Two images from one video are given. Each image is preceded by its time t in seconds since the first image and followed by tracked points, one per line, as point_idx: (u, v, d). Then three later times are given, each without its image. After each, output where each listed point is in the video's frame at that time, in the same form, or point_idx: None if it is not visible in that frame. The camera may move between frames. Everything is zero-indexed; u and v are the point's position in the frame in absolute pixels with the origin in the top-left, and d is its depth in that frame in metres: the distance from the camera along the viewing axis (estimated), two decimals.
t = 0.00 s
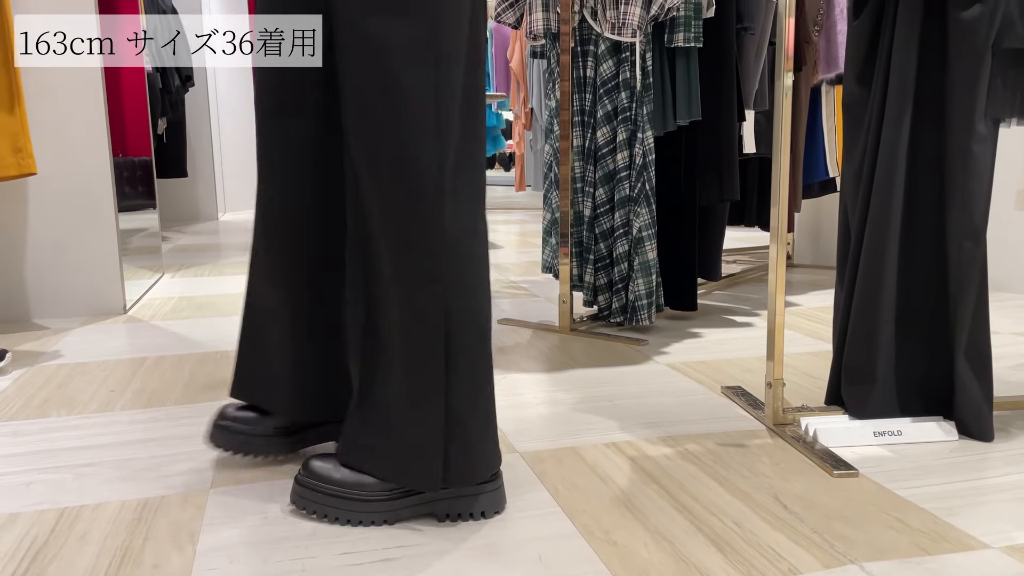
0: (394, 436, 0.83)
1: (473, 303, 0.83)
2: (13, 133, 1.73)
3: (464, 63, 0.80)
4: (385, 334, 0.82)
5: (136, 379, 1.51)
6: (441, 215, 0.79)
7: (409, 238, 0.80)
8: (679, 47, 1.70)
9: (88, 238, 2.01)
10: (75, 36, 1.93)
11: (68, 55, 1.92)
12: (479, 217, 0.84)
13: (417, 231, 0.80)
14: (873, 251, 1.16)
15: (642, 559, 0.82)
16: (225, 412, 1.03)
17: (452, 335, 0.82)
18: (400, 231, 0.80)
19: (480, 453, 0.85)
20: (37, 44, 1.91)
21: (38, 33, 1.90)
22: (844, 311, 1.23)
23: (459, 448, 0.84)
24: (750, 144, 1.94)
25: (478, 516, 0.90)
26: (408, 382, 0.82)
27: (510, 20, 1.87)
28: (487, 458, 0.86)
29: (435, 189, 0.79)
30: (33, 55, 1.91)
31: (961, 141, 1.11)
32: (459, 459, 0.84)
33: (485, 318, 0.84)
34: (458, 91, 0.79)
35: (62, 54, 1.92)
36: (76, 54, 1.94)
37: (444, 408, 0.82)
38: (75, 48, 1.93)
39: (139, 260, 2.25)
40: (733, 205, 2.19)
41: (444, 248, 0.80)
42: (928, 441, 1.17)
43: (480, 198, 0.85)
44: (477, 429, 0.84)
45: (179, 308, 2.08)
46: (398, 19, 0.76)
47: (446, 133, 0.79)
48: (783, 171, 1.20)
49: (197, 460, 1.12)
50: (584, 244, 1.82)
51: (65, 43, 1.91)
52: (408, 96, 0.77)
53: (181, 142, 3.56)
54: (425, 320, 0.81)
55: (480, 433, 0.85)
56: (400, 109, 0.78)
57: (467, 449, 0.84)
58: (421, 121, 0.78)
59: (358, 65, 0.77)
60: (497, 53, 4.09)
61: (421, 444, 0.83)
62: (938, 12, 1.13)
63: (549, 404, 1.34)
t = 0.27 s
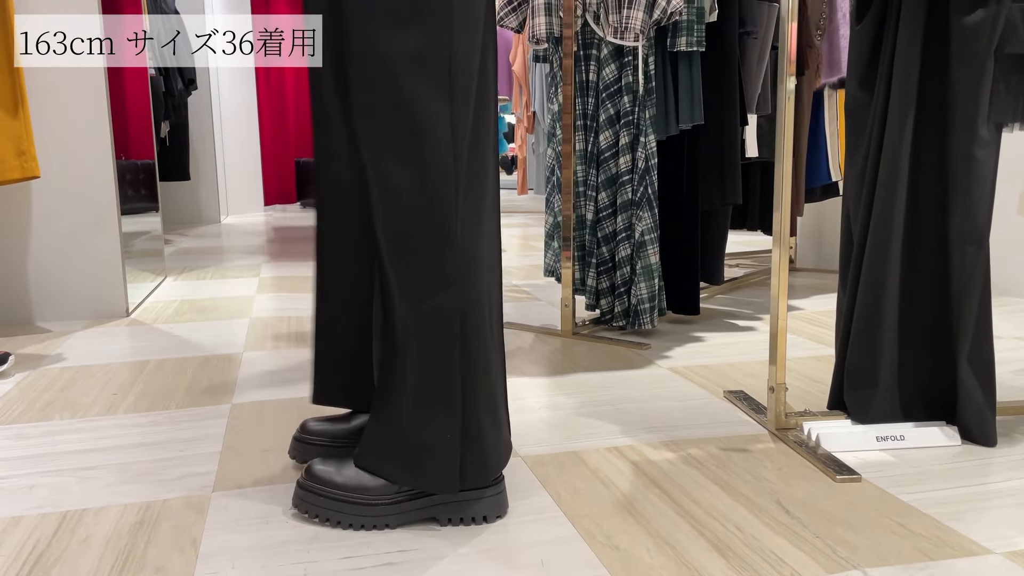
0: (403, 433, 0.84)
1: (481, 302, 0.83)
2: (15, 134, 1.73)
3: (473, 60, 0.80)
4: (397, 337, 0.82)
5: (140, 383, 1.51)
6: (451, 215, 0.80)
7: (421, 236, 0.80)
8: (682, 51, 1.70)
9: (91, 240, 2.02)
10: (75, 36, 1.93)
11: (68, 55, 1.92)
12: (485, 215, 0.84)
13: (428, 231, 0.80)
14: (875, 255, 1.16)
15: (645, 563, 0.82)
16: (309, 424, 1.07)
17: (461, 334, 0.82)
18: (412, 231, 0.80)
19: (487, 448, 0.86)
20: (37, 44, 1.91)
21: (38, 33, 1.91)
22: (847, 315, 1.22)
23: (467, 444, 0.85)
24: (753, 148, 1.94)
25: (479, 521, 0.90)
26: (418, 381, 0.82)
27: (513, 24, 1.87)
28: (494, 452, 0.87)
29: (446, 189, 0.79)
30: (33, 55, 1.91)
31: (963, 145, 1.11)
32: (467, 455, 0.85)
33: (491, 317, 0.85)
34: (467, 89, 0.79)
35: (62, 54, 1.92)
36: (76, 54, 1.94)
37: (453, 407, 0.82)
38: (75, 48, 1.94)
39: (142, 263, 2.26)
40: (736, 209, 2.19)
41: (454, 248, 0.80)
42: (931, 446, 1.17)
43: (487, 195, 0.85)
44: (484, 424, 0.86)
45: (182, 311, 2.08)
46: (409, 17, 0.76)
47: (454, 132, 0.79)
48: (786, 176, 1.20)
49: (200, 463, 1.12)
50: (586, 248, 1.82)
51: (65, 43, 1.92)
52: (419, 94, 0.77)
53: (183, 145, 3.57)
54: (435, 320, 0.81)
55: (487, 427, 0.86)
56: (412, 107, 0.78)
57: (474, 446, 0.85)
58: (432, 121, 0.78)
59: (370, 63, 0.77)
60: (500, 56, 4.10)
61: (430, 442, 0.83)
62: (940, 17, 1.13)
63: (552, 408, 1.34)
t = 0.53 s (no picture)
0: (398, 430, 0.84)
1: (474, 303, 0.83)
2: (16, 136, 1.73)
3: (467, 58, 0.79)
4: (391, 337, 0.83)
5: (140, 385, 1.51)
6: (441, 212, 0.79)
7: (411, 233, 0.80)
8: (683, 54, 1.70)
9: (92, 242, 2.02)
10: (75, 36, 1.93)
11: (68, 55, 1.92)
12: (482, 216, 0.83)
13: (418, 228, 0.80)
14: (875, 258, 1.16)
15: (645, 567, 0.81)
16: (310, 424, 1.07)
17: (453, 333, 0.82)
18: (401, 227, 0.80)
19: (481, 449, 0.86)
20: (37, 44, 1.90)
21: (37, 33, 1.90)
22: (848, 318, 1.22)
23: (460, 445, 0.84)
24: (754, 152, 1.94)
25: (479, 524, 0.90)
26: (411, 378, 0.83)
27: (515, 27, 1.87)
28: (490, 453, 0.87)
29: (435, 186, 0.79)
30: (32, 55, 1.90)
31: (964, 148, 1.11)
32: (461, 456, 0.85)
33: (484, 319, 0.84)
34: (460, 87, 0.79)
35: (61, 54, 1.92)
36: (76, 54, 1.94)
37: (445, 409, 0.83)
38: (75, 49, 1.93)
39: (143, 266, 2.26)
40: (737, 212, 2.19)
41: (446, 246, 0.80)
42: (932, 450, 1.16)
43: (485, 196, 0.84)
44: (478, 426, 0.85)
45: (183, 313, 2.08)
46: (403, 18, 0.76)
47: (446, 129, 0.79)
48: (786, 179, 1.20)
49: (200, 466, 1.12)
50: (587, 251, 1.82)
51: (65, 43, 1.92)
52: (410, 92, 0.78)
53: (185, 147, 3.57)
54: (425, 317, 0.81)
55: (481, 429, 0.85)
56: (403, 105, 0.78)
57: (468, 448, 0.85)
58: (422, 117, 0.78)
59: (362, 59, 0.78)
60: (501, 60, 4.10)
61: (422, 439, 0.84)
62: (942, 19, 1.13)
63: (552, 411, 1.34)
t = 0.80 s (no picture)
0: (385, 425, 0.84)
1: (457, 300, 0.82)
2: (18, 138, 1.73)
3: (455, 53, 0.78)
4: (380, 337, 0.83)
5: (141, 388, 1.51)
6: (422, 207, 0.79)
7: (393, 227, 0.80)
8: (684, 58, 1.70)
9: (93, 246, 2.02)
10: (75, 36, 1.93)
11: (68, 55, 1.92)
12: (468, 214, 0.82)
13: (399, 221, 0.80)
14: (876, 262, 1.16)
15: (645, 571, 0.81)
16: (310, 429, 1.07)
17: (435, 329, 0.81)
18: (384, 220, 0.80)
19: (467, 451, 0.85)
20: (37, 44, 1.91)
21: (38, 33, 1.90)
22: (849, 322, 1.22)
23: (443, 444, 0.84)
24: (755, 156, 1.94)
25: (481, 527, 0.90)
26: (397, 376, 0.83)
27: (516, 31, 1.87)
28: (476, 455, 0.85)
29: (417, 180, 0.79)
30: (33, 55, 1.91)
31: (965, 153, 1.11)
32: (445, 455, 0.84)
33: (467, 317, 0.83)
34: (445, 82, 0.78)
35: (61, 54, 1.92)
36: (76, 54, 1.94)
37: (432, 407, 0.82)
38: (75, 49, 1.94)
39: (145, 269, 2.26)
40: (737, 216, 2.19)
41: (426, 241, 0.79)
42: (932, 454, 1.16)
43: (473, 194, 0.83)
44: (464, 425, 0.84)
45: (184, 317, 2.08)
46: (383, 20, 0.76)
47: (429, 124, 0.78)
48: (787, 183, 1.20)
49: (201, 469, 1.12)
50: (588, 254, 1.82)
51: (65, 43, 1.92)
52: (392, 92, 0.78)
53: (186, 151, 3.58)
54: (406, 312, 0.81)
55: (467, 430, 0.84)
56: (387, 98, 0.78)
57: (453, 447, 0.84)
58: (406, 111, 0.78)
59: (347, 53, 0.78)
60: (502, 63, 4.11)
61: (406, 434, 0.84)
62: (943, 24, 1.13)
63: (553, 415, 1.34)
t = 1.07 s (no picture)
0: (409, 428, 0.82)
1: (481, 290, 0.81)
2: (18, 141, 1.74)
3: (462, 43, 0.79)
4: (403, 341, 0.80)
5: (141, 392, 1.51)
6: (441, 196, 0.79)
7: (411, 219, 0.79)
8: (685, 63, 1.70)
9: (94, 250, 2.02)
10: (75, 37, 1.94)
11: (68, 55, 1.93)
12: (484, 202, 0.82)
13: (417, 212, 0.79)
14: (877, 267, 1.16)
15: None
16: (311, 435, 1.07)
17: (460, 320, 0.80)
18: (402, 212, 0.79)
19: (501, 446, 0.83)
20: (37, 44, 1.91)
21: (38, 33, 1.90)
22: (851, 327, 1.22)
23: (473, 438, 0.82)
24: (755, 160, 1.94)
25: (542, 509, 0.86)
26: (425, 376, 0.80)
27: (517, 36, 1.88)
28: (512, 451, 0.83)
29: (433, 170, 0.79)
30: (33, 55, 1.91)
31: (966, 159, 1.11)
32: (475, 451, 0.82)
33: (492, 307, 0.81)
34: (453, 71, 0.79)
35: (61, 54, 1.92)
36: (76, 54, 1.94)
37: (464, 401, 0.81)
38: (75, 48, 1.94)
39: (145, 273, 2.26)
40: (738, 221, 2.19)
41: (445, 231, 0.79)
42: (933, 460, 1.16)
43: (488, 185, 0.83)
44: (494, 420, 0.82)
45: (184, 321, 2.08)
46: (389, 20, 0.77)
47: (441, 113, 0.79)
48: (788, 190, 1.20)
49: (201, 474, 1.12)
50: (589, 259, 1.82)
51: (65, 43, 1.92)
52: (402, 89, 0.78)
53: (188, 155, 3.58)
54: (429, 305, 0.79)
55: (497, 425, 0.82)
56: (397, 91, 0.78)
57: (486, 443, 0.82)
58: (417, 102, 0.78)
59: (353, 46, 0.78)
60: (503, 68, 4.12)
61: (434, 432, 0.81)
62: (943, 29, 1.14)
63: (553, 420, 1.34)
